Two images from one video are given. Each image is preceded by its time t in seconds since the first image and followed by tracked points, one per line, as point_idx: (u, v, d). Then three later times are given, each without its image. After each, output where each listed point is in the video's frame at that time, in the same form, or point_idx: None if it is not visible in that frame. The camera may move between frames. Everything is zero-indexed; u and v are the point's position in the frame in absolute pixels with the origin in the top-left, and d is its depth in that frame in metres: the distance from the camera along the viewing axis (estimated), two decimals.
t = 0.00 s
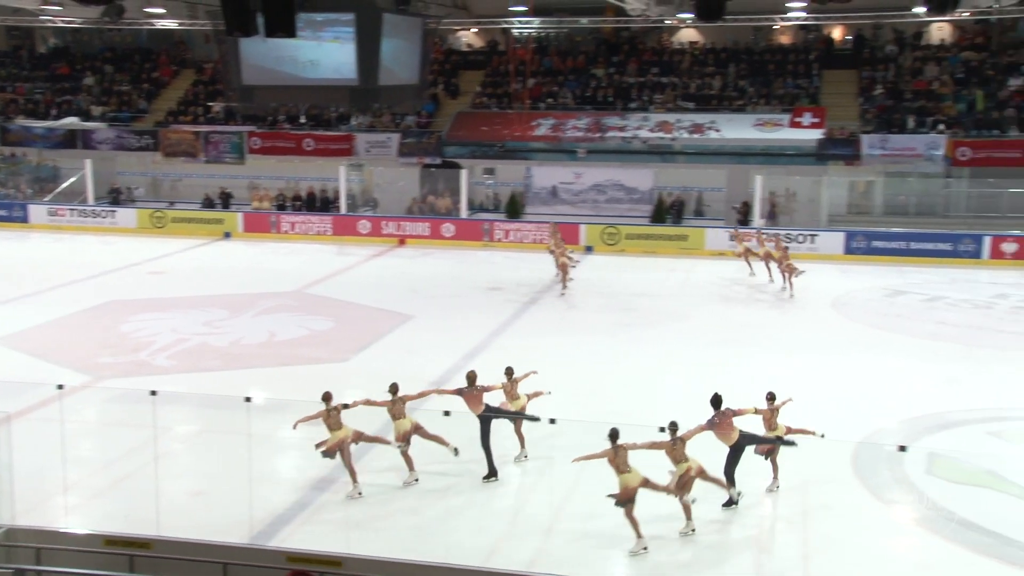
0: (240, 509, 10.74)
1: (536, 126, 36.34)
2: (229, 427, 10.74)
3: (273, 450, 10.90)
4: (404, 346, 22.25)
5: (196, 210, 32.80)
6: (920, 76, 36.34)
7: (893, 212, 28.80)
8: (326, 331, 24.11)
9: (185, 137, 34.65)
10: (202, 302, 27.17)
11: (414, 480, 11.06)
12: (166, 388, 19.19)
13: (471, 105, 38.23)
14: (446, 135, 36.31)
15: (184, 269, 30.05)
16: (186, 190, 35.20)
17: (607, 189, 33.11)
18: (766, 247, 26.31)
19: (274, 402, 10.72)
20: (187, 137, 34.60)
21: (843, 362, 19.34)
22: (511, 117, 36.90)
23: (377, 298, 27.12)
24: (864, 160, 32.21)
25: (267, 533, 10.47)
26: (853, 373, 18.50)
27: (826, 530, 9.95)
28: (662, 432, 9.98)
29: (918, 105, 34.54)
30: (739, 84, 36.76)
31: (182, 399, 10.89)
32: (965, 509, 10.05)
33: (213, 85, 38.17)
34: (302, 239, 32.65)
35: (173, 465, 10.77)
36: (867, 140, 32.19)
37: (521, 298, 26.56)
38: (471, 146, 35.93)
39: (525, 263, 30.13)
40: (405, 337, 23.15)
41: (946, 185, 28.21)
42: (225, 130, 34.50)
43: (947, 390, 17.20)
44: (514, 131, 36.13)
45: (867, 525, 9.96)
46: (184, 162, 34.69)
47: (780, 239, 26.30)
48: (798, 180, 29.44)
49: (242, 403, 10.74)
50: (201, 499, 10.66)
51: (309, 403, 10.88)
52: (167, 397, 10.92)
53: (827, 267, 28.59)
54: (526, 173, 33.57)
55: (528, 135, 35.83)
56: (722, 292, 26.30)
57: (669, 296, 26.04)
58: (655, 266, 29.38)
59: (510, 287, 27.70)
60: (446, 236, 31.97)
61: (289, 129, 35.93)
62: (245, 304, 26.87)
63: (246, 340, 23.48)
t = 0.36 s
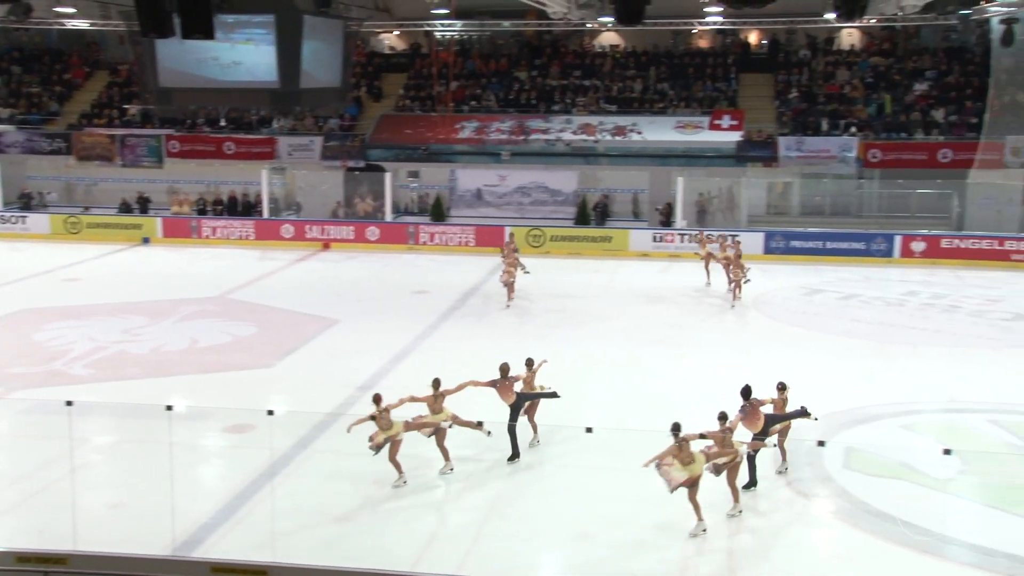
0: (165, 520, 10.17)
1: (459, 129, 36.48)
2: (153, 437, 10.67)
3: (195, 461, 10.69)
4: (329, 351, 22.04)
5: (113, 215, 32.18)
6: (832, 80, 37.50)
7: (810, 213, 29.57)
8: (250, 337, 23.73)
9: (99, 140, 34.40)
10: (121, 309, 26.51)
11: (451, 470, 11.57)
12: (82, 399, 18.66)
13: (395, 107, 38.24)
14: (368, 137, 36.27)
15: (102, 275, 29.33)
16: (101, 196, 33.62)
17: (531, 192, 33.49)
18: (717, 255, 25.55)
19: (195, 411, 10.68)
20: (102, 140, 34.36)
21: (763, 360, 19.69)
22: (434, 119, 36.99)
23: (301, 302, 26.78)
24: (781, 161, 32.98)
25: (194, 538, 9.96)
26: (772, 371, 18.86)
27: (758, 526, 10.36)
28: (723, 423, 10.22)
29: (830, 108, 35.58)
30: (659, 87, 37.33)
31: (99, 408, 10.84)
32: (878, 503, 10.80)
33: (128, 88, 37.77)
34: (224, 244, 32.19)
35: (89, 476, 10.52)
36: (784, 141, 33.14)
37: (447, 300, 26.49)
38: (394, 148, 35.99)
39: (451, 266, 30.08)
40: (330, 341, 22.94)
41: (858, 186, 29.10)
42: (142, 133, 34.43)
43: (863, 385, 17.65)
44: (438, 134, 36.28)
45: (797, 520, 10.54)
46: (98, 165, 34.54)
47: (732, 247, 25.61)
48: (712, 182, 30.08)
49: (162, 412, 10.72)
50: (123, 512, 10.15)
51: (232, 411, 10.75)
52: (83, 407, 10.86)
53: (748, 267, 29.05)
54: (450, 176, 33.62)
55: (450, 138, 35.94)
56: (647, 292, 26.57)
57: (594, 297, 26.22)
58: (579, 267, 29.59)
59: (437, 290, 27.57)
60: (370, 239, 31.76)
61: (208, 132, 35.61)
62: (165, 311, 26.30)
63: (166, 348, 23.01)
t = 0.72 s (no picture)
0: (91, 539, 10.00)
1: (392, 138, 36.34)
2: (80, 451, 10.55)
3: (124, 475, 10.55)
4: (262, 362, 21.78)
5: (36, 225, 31.42)
6: (760, 88, 38.09)
7: (739, 219, 30.13)
8: (180, 349, 23.28)
9: (21, 148, 34.06)
10: (46, 321, 25.84)
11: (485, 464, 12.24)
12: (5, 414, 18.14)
13: (327, 115, 37.99)
14: (300, 146, 35.85)
15: (26, 286, 28.58)
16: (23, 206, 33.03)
17: (465, 200, 33.49)
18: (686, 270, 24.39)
19: (126, 425, 10.68)
20: (24, 148, 33.98)
21: (697, 365, 19.90)
22: (367, 127, 36.76)
23: (234, 312, 26.43)
24: (711, 168, 33.55)
25: (123, 555, 9.79)
26: (706, 376, 19.06)
27: (690, 522, 10.25)
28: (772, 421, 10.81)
29: (759, 116, 36.41)
30: (591, 95, 37.68)
31: (27, 423, 10.86)
32: (808, 504, 10.97)
33: (50, 95, 37.28)
34: (154, 254, 31.68)
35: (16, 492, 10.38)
36: (715, 149, 33.72)
37: (382, 309, 26.38)
38: (326, 157, 35.75)
39: (387, 274, 29.97)
40: (263, 351, 22.67)
41: (786, 193, 29.71)
42: (67, 141, 33.81)
43: (793, 388, 17.95)
44: (371, 142, 36.13)
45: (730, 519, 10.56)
46: (20, 175, 33.82)
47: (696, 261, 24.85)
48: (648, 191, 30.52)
49: (91, 427, 10.67)
50: (46, 530, 9.96)
51: (163, 425, 10.78)
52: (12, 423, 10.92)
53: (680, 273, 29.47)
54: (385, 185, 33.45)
55: (384, 146, 35.82)
56: (582, 298, 26.77)
57: (528, 304, 26.27)
58: (515, 274, 29.66)
59: (373, 298, 27.43)
60: (303, 249, 31.46)
61: (135, 141, 35.04)
62: (93, 322, 25.72)
63: (94, 360, 22.51)
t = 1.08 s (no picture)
0: (20, 549, 10.13)
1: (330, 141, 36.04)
2: (11, 463, 10.36)
3: (58, 487, 10.33)
4: (200, 369, 21.40)
5: None
6: (695, 93, 38.49)
7: (677, 221, 30.37)
8: (114, 357, 22.82)
9: None
10: None
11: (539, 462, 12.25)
12: None
13: (263, 120, 37.62)
14: (236, 151, 35.44)
15: None
16: None
17: (404, 205, 33.42)
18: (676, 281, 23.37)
19: (58, 434, 10.41)
20: None
21: (637, 367, 20.08)
22: (304, 131, 36.49)
23: (170, 320, 25.94)
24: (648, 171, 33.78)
25: (54, 568, 9.89)
26: (645, 378, 19.23)
27: (631, 530, 10.19)
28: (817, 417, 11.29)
29: (694, 120, 36.72)
30: (528, 99, 37.88)
31: None
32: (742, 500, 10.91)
33: None
34: (86, 261, 31.06)
35: None
36: (651, 153, 33.79)
37: (321, 314, 26.14)
38: (263, 161, 35.43)
39: (325, 279, 29.70)
40: (200, 359, 22.29)
41: (721, 197, 29.87)
42: None
43: (730, 389, 18.19)
44: (307, 147, 35.86)
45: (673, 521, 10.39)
46: None
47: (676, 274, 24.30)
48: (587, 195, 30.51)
49: (20, 438, 10.40)
50: None
51: (96, 434, 10.49)
52: None
53: (619, 276, 29.74)
54: (322, 189, 33.25)
55: (321, 150, 35.59)
56: (521, 302, 26.83)
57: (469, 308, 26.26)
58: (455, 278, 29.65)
59: (312, 304, 27.12)
60: (240, 254, 31.09)
61: (64, 146, 34.33)
62: (22, 330, 25.05)
63: (24, 369, 21.96)
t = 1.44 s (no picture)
0: None
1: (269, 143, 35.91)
2: None
3: None
4: (136, 375, 21.04)
5: None
6: (634, 95, 38.92)
7: (618, 222, 30.49)
8: (47, 363, 22.34)
9: None
10: None
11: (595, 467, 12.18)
12: None
13: (200, 121, 37.15)
14: (172, 153, 35.04)
15: None
16: None
17: (345, 207, 33.13)
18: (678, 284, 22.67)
19: None
20: None
21: (579, 368, 20.17)
22: (242, 133, 36.25)
23: (105, 325, 25.42)
24: (589, 172, 33.99)
25: None
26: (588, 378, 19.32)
27: (574, 534, 10.32)
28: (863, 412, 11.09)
29: (634, 122, 37.05)
30: (469, 100, 37.92)
31: None
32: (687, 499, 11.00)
33: None
34: (17, 265, 30.44)
35: None
36: (590, 154, 34.05)
37: (260, 317, 25.85)
38: (200, 163, 35.02)
39: (265, 283, 29.35)
40: (136, 365, 21.92)
41: (661, 197, 30.28)
42: None
43: (670, 388, 18.36)
44: (245, 148, 35.57)
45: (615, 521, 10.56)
46: None
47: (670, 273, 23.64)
48: (530, 195, 30.51)
49: None
50: None
51: (31, 442, 10.39)
52: None
53: (560, 276, 29.88)
54: (261, 192, 33.02)
55: (259, 151, 35.34)
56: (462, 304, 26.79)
57: (409, 310, 26.17)
58: (396, 280, 29.53)
59: (251, 307, 26.77)
60: (177, 258, 30.63)
61: None
62: None
63: None
